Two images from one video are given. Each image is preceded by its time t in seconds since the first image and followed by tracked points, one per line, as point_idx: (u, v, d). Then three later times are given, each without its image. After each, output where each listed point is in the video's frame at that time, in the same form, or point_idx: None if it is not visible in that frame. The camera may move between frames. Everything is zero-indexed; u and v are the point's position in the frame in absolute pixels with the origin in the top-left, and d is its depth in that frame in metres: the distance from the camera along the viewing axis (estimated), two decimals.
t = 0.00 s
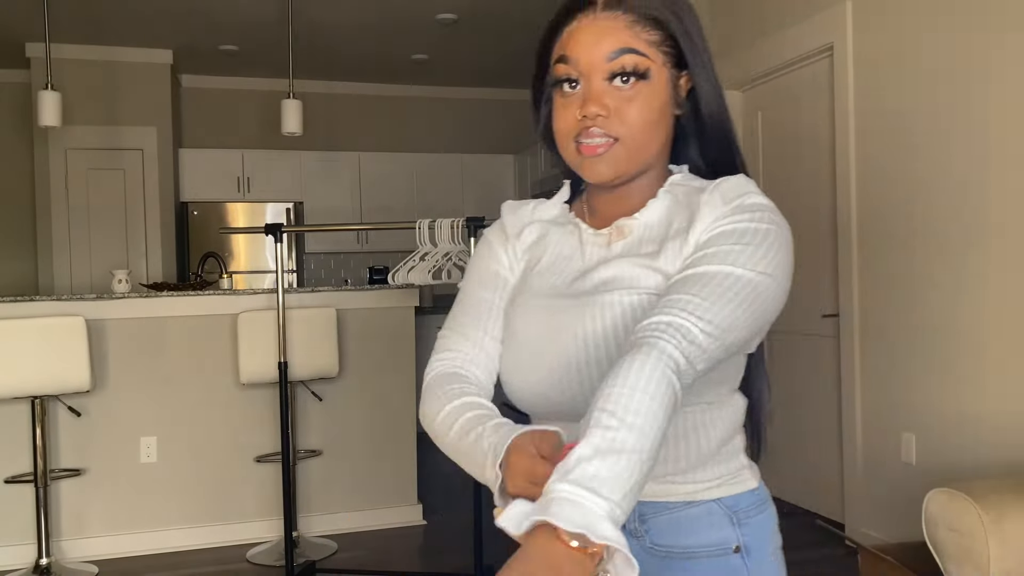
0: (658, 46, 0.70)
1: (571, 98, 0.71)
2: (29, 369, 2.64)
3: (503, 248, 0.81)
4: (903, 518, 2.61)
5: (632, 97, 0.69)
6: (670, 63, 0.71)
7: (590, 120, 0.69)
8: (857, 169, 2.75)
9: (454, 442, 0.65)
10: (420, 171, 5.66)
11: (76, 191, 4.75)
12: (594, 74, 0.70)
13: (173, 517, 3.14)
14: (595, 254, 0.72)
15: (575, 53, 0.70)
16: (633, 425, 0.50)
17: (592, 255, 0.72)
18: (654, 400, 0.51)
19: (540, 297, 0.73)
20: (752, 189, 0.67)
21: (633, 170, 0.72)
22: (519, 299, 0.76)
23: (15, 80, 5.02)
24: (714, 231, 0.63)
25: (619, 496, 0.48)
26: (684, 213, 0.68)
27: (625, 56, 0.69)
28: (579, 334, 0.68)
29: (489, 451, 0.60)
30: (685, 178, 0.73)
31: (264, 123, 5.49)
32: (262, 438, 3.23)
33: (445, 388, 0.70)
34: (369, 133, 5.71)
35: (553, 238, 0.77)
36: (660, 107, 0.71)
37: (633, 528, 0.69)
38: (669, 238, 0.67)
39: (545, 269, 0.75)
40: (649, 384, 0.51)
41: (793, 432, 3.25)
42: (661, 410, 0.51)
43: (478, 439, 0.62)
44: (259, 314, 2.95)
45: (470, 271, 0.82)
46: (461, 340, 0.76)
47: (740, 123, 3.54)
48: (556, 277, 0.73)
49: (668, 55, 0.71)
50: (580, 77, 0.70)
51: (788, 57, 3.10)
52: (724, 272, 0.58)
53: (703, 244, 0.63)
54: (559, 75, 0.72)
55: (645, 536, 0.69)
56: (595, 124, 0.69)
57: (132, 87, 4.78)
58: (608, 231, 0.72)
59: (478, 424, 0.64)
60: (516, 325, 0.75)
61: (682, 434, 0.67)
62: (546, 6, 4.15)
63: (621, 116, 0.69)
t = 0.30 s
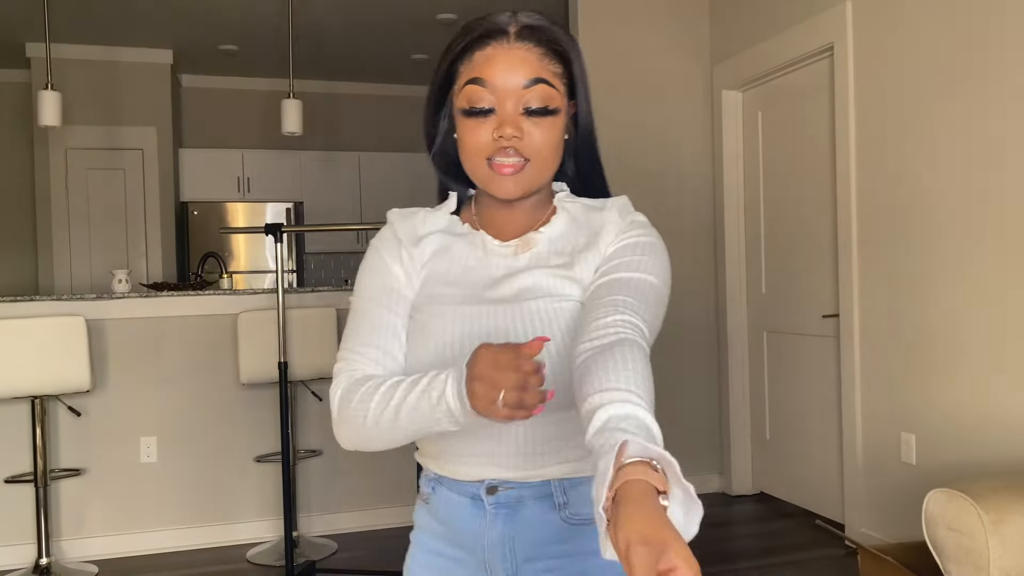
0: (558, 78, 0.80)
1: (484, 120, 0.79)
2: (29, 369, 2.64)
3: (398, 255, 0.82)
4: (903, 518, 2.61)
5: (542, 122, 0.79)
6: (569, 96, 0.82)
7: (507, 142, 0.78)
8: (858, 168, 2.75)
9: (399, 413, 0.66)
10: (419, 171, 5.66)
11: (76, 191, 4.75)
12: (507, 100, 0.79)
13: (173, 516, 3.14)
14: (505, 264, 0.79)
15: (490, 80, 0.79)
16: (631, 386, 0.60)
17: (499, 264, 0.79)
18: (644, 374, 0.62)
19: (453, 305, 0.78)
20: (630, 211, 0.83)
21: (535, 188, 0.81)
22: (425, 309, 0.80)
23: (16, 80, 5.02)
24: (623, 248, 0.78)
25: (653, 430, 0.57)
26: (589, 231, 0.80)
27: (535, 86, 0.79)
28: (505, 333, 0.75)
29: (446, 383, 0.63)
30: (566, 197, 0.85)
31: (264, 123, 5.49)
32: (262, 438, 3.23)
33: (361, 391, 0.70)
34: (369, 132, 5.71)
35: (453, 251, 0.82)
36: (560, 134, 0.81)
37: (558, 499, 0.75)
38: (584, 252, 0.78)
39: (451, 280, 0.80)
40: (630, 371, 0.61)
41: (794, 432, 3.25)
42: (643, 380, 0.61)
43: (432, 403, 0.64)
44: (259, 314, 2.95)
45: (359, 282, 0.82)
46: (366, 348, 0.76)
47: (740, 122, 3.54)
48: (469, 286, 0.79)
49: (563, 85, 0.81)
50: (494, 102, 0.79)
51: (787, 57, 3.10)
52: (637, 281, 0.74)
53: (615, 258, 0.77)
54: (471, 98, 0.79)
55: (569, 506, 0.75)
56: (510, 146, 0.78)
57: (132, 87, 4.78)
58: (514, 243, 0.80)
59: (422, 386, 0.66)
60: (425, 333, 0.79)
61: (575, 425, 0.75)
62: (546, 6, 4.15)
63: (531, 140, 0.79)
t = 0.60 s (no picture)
0: (519, 86, 0.88)
1: (454, 126, 0.85)
2: (29, 369, 2.64)
3: (376, 250, 0.84)
4: (904, 519, 2.61)
5: (508, 126, 0.86)
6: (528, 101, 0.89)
7: (476, 146, 0.85)
8: (857, 167, 2.75)
9: (397, 471, 0.67)
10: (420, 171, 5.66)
11: (76, 191, 4.75)
12: (474, 107, 0.85)
13: (173, 517, 3.14)
14: (483, 260, 0.87)
15: (458, 88, 0.85)
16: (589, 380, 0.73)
17: (472, 262, 0.86)
18: (605, 371, 0.74)
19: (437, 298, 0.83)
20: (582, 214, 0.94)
21: (500, 189, 0.88)
22: (407, 304, 0.83)
23: (16, 80, 5.02)
24: (585, 248, 0.89)
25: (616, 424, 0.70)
26: (554, 232, 0.90)
27: (501, 94, 0.86)
28: (491, 323, 0.83)
29: (448, 481, 0.64)
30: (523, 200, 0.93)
31: (264, 123, 5.50)
32: (262, 438, 3.22)
33: (371, 416, 0.70)
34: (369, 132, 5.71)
35: (428, 249, 0.86)
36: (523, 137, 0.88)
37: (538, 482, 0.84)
38: (555, 250, 0.89)
39: (431, 276, 0.85)
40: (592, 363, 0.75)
41: (794, 432, 3.25)
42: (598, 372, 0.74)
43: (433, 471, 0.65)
44: (259, 314, 2.94)
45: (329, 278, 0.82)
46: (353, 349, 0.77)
47: (740, 122, 3.54)
48: (452, 282, 0.85)
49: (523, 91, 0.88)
50: (463, 109, 0.85)
51: (788, 57, 3.10)
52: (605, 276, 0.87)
53: (579, 257, 0.88)
54: (440, 105, 0.85)
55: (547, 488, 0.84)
56: (479, 150, 0.85)
57: (131, 87, 4.78)
58: (486, 241, 0.87)
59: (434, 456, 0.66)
60: (407, 328, 0.82)
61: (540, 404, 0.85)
62: (546, 6, 4.15)
63: (499, 145, 0.86)
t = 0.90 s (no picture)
0: (507, 88, 0.89)
1: (447, 131, 0.86)
2: (29, 369, 2.64)
3: (363, 258, 0.84)
4: (904, 519, 2.61)
5: (500, 129, 0.88)
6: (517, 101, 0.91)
7: (469, 150, 0.86)
8: (857, 167, 2.76)
9: (363, 451, 0.71)
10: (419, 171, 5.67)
11: (76, 191, 4.75)
12: (466, 112, 0.87)
13: (173, 517, 3.14)
14: (481, 259, 0.88)
15: (449, 93, 0.86)
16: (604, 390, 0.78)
17: (467, 262, 0.88)
18: (615, 387, 0.79)
19: (435, 298, 0.84)
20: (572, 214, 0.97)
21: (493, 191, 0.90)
22: (402, 308, 0.83)
23: (15, 80, 5.01)
24: (581, 251, 0.93)
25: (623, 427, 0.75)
26: (549, 234, 0.93)
27: (491, 98, 0.87)
28: (492, 323, 0.84)
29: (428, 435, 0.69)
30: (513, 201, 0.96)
31: (264, 123, 5.49)
32: (262, 438, 3.22)
33: (333, 414, 0.74)
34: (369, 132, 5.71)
35: (420, 254, 0.87)
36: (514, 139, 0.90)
37: (544, 476, 0.87)
38: (553, 250, 0.91)
39: (426, 278, 0.85)
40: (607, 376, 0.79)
41: (794, 432, 3.25)
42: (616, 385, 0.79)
43: (411, 443, 0.70)
44: (259, 314, 2.95)
45: (314, 291, 0.82)
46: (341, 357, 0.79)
47: (740, 122, 3.54)
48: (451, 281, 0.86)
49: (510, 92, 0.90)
50: (454, 114, 0.86)
51: (788, 57, 3.10)
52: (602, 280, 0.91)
53: (576, 260, 0.92)
54: (431, 111, 0.86)
55: (552, 482, 0.87)
56: (473, 153, 0.87)
57: (131, 87, 4.78)
58: (483, 240, 0.89)
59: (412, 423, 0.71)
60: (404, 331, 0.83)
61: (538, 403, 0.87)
62: (545, 7, 4.15)
63: (491, 148, 0.87)
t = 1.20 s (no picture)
0: (502, 90, 0.90)
1: (442, 133, 0.87)
2: (28, 369, 2.64)
3: (358, 258, 0.84)
4: (903, 519, 2.61)
5: (494, 130, 0.88)
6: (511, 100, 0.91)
7: (465, 153, 0.87)
8: (857, 168, 2.76)
9: (370, 419, 0.72)
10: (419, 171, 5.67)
11: (76, 191, 4.75)
12: (461, 115, 0.87)
13: (173, 517, 3.14)
14: (479, 260, 0.89)
15: (444, 96, 0.87)
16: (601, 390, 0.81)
17: (466, 262, 0.88)
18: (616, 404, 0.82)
19: (433, 299, 0.84)
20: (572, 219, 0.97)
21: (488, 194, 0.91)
22: (399, 307, 0.83)
23: (15, 80, 5.01)
24: (581, 257, 0.93)
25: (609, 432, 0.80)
26: (549, 237, 0.94)
27: (486, 100, 0.88)
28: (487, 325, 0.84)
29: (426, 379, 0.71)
30: (512, 203, 0.95)
31: (264, 123, 5.49)
32: (262, 438, 3.22)
33: (332, 398, 0.75)
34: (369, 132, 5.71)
35: (419, 256, 0.87)
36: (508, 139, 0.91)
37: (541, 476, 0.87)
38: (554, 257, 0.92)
39: (424, 279, 0.86)
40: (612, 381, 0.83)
41: (794, 432, 3.25)
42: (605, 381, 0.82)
43: (411, 397, 0.71)
44: (259, 314, 2.95)
45: (313, 289, 0.82)
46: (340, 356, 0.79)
47: (740, 122, 3.54)
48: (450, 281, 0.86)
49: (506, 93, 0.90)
50: (449, 118, 0.87)
51: (788, 57, 3.10)
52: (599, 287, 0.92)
53: (577, 268, 0.92)
54: (426, 115, 0.87)
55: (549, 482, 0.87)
56: (468, 157, 0.87)
57: (131, 87, 4.78)
58: (482, 241, 0.90)
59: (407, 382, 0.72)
60: (402, 332, 0.82)
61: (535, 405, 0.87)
62: (546, 7, 4.15)
63: (486, 153, 0.88)
